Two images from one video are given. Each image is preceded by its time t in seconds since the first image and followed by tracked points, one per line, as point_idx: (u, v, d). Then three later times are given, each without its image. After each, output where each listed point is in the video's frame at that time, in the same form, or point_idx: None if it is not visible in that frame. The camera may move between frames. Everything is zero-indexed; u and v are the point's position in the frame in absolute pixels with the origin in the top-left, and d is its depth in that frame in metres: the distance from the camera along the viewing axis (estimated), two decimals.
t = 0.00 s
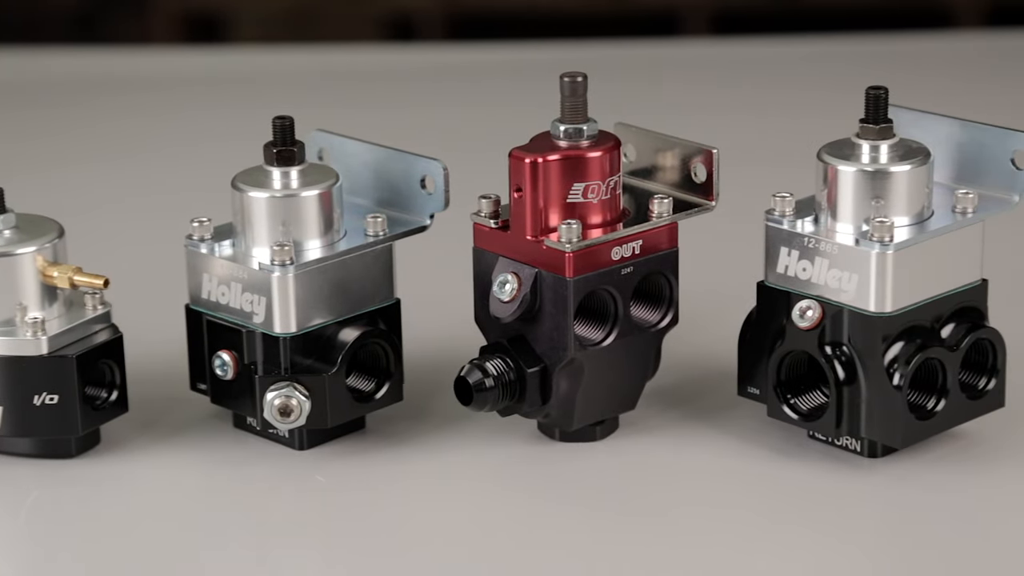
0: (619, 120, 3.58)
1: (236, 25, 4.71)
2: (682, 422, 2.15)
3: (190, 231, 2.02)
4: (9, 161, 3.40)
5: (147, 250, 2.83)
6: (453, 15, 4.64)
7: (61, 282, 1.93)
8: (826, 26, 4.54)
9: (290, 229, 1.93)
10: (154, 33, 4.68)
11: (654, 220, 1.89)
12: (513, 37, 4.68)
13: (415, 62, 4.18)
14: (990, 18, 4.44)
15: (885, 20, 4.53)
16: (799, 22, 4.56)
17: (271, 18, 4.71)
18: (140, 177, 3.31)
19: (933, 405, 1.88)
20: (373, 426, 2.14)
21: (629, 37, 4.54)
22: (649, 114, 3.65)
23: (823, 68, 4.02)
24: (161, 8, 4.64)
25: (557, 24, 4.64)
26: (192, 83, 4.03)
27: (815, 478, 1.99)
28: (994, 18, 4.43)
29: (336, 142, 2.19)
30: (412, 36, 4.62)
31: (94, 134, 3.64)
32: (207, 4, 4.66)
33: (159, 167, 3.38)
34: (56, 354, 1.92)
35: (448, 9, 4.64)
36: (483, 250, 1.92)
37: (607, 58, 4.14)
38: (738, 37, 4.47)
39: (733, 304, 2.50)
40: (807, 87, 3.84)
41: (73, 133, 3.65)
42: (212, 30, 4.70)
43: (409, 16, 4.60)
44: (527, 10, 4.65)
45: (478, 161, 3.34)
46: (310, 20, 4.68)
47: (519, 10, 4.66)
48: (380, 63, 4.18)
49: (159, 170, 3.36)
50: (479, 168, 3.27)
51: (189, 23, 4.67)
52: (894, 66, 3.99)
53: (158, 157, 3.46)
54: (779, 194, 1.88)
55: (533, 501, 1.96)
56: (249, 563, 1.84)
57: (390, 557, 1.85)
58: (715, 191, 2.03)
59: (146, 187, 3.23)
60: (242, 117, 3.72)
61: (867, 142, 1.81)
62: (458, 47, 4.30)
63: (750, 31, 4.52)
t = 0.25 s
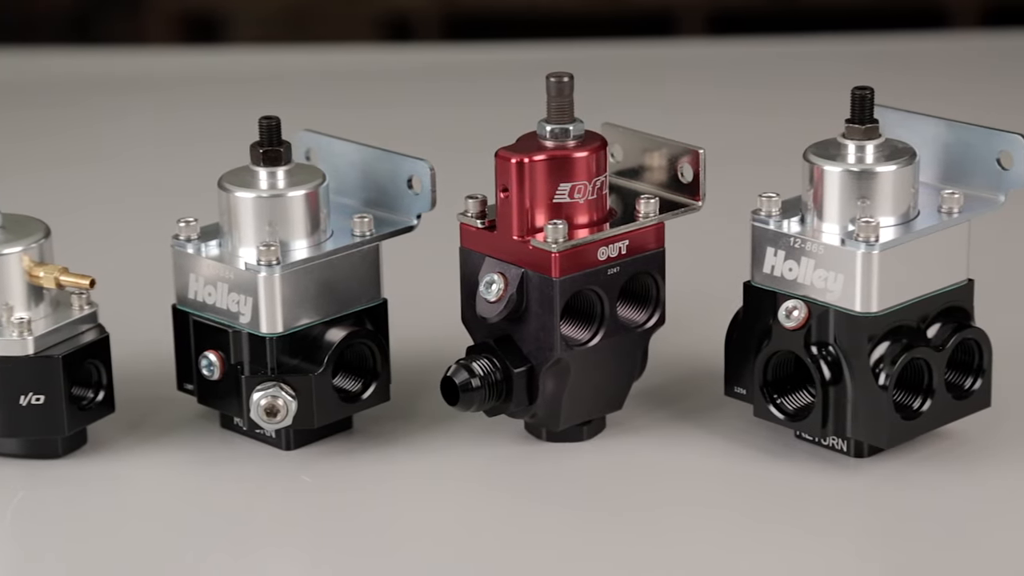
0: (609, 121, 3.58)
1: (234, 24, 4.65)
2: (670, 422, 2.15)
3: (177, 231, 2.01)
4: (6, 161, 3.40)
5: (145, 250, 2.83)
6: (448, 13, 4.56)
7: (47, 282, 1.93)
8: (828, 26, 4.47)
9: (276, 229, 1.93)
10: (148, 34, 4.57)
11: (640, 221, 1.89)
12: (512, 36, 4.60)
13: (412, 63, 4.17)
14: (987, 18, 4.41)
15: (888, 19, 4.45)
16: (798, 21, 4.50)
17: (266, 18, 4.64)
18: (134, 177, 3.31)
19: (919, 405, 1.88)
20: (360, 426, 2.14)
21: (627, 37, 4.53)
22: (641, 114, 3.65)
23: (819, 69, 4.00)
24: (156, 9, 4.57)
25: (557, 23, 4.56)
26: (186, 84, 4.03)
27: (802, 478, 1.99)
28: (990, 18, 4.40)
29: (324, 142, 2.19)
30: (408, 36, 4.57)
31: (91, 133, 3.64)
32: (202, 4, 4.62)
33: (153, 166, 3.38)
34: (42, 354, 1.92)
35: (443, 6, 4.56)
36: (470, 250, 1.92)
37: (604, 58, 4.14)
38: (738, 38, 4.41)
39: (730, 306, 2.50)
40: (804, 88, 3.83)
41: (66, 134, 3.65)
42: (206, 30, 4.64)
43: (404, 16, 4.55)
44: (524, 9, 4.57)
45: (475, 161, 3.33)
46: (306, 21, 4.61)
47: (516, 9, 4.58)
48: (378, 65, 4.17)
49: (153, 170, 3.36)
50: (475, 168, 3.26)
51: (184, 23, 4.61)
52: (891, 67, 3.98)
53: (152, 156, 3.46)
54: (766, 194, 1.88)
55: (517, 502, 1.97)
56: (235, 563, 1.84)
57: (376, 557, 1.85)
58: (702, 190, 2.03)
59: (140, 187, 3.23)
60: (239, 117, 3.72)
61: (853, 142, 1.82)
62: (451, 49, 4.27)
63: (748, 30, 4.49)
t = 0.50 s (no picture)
0: (606, 121, 3.58)
1: (232, 24, 4.64)
2: (658, 422, 2.15)
3: (165, 231, 2.01)
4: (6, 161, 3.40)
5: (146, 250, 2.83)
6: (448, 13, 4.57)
7: (34, 282, 1.92)
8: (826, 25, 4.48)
9: (264, 229, 1.93)
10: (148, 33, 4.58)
11: (628, 221, 1.89)
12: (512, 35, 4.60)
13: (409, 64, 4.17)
14: (983, 18, 4.42)
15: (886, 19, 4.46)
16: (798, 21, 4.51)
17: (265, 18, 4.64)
18: (130, 177, 3.31)
19: (907, 405, 1.88)
20: (349, 426, 2.14)
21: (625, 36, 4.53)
22: (636, 114, 3.66)
23: (817, 69, 4.00)
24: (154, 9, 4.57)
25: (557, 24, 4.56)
26: (183, 84, 4.03)
27: (791, 478, 1.99)
28: (987, 18, 4.41)
29: (312, 141, 2.19)
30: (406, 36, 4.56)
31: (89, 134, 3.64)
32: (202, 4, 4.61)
33: (149, 166, 3.38)
34: (30, 355, 1.92)
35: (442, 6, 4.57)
36: (458, 250, 1.92)
37: (602, 58, 4.14)
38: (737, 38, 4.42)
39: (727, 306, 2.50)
40: (801, 87, 3.83)
41: (65, 134, 3.65)
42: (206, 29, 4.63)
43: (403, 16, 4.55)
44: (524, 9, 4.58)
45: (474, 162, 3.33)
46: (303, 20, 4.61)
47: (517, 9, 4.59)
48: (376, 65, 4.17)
49: (150, 170, 3.36)
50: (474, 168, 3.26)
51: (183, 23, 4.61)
52: (888, 68, 3.98)
53: (148, 156, 3.46)
54: (753, 194, 1.88)
55: (505, 502, 1.97)
56: (224, 564, 1.84)
57: (365, 557, 1.85)
58: (690, 191, 2.04)
59: (137, 187, 3.23)
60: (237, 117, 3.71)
61: (840, 142, 1.82)
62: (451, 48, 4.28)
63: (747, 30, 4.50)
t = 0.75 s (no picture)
0: (604, 121, 3.58)
1: (232, 25, 4.60)
2: (648, 422, 2.15)
3: (154, 231, 2.01)
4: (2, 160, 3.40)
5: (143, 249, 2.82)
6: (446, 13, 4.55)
7: (23, 282, 1.92)
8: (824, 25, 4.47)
9: (253, 229, 1.93)
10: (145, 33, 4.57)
11: (617, 221, 1.89)
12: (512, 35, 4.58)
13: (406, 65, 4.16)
14: (982, 18, 4.41)
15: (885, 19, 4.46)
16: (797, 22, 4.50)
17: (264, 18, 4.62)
18: (128, 177, 3.30)
19: (896, 405, 1.88)
20: (338, 426, 2.14)
21: (624, 37, 4.52)
22: (631, 115, 3.65)
23: (815, 69, 4.00)
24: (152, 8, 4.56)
25: (557, 24, 4.55)
26: (181, 84, 4.02)
27: (780, 478, 1.99)
28: (986, 18, 4.41)
29: (301, 141, 2.19)
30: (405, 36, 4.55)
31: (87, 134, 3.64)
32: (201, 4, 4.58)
33: (147, 167, 3.38)
34: (19, 355, 1.91)
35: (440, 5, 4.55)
36: (447, 250, 1.92)
37: (599, 60, 4.14)
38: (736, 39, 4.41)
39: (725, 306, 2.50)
40: (798, 87, 3.83)
41: (63, 134, 3.64)
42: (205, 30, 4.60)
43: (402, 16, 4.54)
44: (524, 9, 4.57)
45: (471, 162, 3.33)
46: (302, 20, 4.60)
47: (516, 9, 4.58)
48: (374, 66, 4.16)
49: (148, 170, 3.35)
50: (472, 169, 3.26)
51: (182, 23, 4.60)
52: (886, 68, 3.97)
53: (146, 156, 3.46)
54: (742, 195, 1.88)
55: (495, 502, 1.97)
56: (213, 564, 1.84)
57: (354, 557, 1.84)
58: (679, 191, 2.03)
59: (135, 186, 3.23)
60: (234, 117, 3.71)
61: (829, 142, 1.82)
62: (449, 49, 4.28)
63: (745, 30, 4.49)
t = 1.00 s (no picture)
0: (600, 121, 3.58)
1: (228, 25, 4.61)
2: (638, 422, 2.15)
3: (143, 232, 2.01)
4: None
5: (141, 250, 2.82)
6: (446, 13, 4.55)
7: (11, 283, 1.91)
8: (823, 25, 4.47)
9: (242, 229, 1.93)
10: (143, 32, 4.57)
11: (606, 221, 1.89)
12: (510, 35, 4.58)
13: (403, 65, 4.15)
14: (978, 18, 4.41)
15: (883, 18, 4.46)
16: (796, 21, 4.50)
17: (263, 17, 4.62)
18: (125, 177, 3.30)
19: (884, 405, 1.88)
20: (328, 426, 2.14)
21: (621, 36, 4.51)
22: (628, 115, 3.65)
23: (812, 69, 4.00)
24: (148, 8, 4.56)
25: (557, 23, 4.55)
26: (179, 85, 4.02)
27: (770, 478, 1.99)
28: (983, 18, 4.41)
29: (291, 142, 2.19)
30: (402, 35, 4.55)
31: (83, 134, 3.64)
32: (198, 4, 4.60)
33: (144, 166, 3.38)
34: (7, 355, 1.91)
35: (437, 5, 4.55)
36: (435, 250, 1.92)
37: (597, 61, 4.13)
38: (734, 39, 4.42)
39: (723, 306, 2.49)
40: (794, 87, 3.83)
41: (60, 134, 3.64)
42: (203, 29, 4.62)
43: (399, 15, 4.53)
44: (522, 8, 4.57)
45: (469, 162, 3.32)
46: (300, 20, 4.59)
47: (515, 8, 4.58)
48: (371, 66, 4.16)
49: (145, 170, 3.35)
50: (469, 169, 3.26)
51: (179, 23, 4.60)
52: (883, 69, 3.97)
53: (143, 156, 3.46)
54: (731, 195, 1.88)
55: (484, 502, 1.96)
56: (203, 564, 1.83)
57: (344, 557, 1.84)
58: (667, 191, 2.04)
59: (132, 187, 3.23)
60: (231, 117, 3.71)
61: (817, 142, 1.82)
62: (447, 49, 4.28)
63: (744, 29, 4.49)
